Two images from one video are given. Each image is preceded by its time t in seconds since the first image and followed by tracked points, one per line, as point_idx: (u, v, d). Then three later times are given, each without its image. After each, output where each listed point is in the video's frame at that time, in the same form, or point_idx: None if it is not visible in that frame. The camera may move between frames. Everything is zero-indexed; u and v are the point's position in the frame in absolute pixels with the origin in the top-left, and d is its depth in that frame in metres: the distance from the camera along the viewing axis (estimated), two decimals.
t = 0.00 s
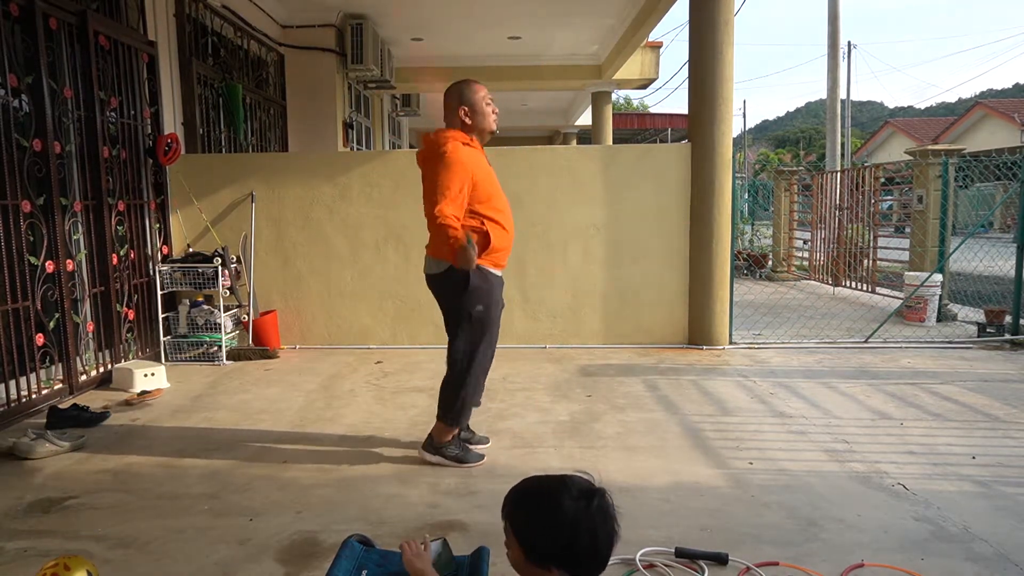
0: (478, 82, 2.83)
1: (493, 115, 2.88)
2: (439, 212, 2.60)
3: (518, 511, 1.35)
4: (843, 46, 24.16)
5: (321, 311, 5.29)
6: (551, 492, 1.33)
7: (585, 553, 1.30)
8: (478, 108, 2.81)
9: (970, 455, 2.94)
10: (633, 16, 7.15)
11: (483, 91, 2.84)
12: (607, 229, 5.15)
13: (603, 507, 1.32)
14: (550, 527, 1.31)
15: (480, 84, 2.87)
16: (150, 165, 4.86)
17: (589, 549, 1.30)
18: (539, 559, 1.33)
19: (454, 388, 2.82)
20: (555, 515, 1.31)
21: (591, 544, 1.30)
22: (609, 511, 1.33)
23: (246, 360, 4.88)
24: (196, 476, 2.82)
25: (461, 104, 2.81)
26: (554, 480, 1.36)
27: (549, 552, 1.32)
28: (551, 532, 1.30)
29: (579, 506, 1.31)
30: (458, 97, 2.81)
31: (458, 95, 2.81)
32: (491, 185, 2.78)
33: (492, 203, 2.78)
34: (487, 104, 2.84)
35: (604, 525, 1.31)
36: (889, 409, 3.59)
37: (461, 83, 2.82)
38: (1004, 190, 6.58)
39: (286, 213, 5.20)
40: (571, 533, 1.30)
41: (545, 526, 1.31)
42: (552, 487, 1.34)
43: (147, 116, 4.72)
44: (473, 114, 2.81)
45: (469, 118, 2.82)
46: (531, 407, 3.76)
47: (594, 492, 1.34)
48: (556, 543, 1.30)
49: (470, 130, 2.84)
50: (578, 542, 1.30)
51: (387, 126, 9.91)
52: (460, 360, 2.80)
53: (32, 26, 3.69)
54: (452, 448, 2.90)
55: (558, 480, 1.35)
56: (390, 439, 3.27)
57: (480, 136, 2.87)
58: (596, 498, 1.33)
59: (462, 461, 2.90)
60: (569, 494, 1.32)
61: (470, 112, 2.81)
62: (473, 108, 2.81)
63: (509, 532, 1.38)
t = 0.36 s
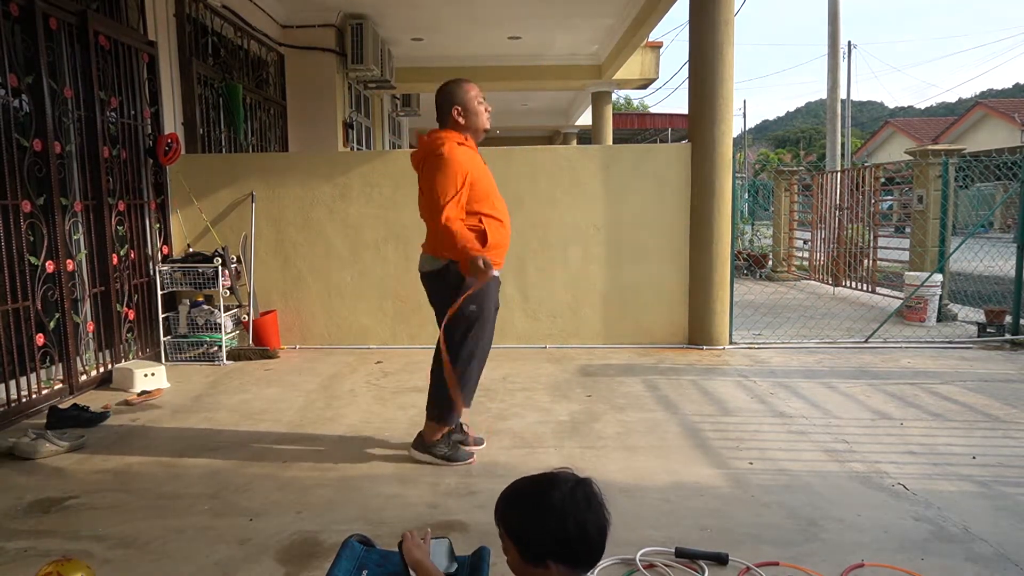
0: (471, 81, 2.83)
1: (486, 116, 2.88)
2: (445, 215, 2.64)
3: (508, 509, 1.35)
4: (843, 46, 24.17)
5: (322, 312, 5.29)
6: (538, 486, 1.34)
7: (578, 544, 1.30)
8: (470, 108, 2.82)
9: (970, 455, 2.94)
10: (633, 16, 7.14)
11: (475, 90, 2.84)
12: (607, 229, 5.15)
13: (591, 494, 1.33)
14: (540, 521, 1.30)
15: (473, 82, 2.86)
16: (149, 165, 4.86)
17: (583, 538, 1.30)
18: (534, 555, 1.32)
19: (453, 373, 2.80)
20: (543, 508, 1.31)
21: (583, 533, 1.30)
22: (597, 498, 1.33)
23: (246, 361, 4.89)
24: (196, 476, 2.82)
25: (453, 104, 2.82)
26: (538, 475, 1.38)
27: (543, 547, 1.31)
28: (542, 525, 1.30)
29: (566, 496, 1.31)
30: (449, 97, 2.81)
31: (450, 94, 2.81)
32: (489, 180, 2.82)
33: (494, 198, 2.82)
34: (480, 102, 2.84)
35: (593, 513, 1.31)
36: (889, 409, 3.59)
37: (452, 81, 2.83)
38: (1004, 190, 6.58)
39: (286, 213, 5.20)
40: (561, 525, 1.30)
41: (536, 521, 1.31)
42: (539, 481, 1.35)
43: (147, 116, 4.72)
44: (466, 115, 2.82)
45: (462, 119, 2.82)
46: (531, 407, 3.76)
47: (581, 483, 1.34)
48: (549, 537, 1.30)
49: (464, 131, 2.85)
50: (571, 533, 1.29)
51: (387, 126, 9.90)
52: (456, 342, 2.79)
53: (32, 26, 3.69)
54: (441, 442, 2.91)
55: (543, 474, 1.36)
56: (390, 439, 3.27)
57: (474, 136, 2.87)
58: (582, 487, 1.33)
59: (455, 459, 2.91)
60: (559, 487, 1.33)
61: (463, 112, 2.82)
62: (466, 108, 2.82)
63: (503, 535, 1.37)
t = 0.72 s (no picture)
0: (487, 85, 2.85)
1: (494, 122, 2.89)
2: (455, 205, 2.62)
3: (511, 510, 1.36)
4: (843, 45, 24.19)
5: (322, 312, 5.29)
6: (538, 488, 1.34)
7: (584, 544, 1.29)
8: (479, 111, 2.83)
9: (970, 455, 2.94)
10: (633, 16, 7.14)
11: (487, 95, 2.84)
12: (608, 229, 5.15)
13: (592, 495, 1.33)
14: (544, 522, 1.30)
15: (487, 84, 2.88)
16: (149, 165, 4.86)
17: (586, 538, 1.29)
18: (538, 556, 1.32)
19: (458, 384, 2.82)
20: (544, 510, 1.31)
21: (587, 534, 1.29)
22: (599, 498, 1.33)
23: (246, 361, 4.89)
24: (196, 476, 2.82)
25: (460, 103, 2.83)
26: (540, 477, 1.38)
27: (546, 549, 1.31)
28: (543, 527, 1.30)
29: (567, 496, 1.31)
30: (460, 95, 2.82)
31: (460, 93, 2.82)
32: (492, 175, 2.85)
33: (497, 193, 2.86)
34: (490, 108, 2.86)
35: (595, 511, 1.31)
36: (889, 409, 3.58)
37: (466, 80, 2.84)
38: (1004, 190, 6.58)
39: (286, 213, 5.20)
40: (565, 525, 1.29)
41: (538, 522, 1.31)
42: (538, 482, 1.36)
43: (147, 116, 4.72)
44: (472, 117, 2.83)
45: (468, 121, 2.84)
46: (531, 407, 3.76)
47: (582, 484, 1.35)
48: (552, 537, 1.30)
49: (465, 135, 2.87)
50: (574, 534, 1.29)
51: (387, 126, 9.90)
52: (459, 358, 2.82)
53: (32, 26, 3.69)
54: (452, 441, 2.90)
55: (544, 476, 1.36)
56: (390, 439, 3.27)
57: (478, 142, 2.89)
58: (584, 487, 1.34)
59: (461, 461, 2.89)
60: (561, 487, 1.33)
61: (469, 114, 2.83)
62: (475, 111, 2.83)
63: (507, 536, 1.38)
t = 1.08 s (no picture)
0: (489, 88, 2.77)
1: (489, 129, 2.80)
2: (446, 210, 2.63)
3: (516, 506, 1.36)
4: (844, 46, 24.21)
5: (321, 312, 5.29)
6: (544, 489, 1.34)
7: (583, 554, 1.29)
8: (472, 114, 2.76)
9: (970, 455, 2.94)
10: (633, 16, 7.14)
11: (484, 100, 2.75)
12: (608, 229, 5.15)
13: (597, 503, 1.32)
14: (545, 524, 1.30)
15: (491, 88, 2.79)
16: (149, 165, 4.85)
17: (587, 546, 1.29)
18: (536, 557, 1.32)
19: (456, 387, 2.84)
20: (547, 512, 1.30)
21: (586, 540, 1.29)
22: (604, 507, 1.32)
23: (246, 361, 4.89)
24: (196, 476, 2.82)
25: (457, 104, 2.79)
26: (549, 477, 1.37)
27: (544, 551, 1.31)
28: (544, 529, 1.30)
29: (572, 502, 1.31)
30: (457, 95, 2.77)
31: (460, 93, 2.78)
32: (487, 172, 2.84)
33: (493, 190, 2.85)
34: (486, 114, 2.77)
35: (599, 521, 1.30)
36: (889, 409, 3.58)
37: (468, 81, 2.78)
38: (1004, 190, 6.58)
39: (286, 213, 5.20)
40: (566, 530, 1.29)
41: (539, 523, 1.31)
42: (545, 482, 1.35)
43: (147, 116, 4.72)
44: (463, 121, 2.78)
45: (461, 124, 2.80)
46: (531, 407, 3.76)
47: (590, 491, 1.34)
48: (552, 539, 1.30)
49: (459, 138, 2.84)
50: (574, 540, 1.29)
51: (387, 126, 9.90)
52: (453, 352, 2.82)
53: (32, 26, 3.69)
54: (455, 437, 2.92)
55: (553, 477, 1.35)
56: (390, 439, 3.27)
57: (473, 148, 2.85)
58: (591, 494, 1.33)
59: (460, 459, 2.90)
60: (564, 493, 1.32)
61: (463, 117, 2.78)
62: (470, 114, 2.77)
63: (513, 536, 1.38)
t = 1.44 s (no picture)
0: (469, 84, 2.76)
1: (473, 125, 2.78)
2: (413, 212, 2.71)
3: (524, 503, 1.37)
4: (844, 46, 24.21)
5: (321, 312, 5.29)
6: (554, 493, 1.33)
7: (582, 562, 1.29)
8: (454, 112, 2.77)
9: (970, 455, 2.94)
10: (633, 16, 7.13)
11: (466, 97, 2.76)
12: (607, 229, 5.15)
13: (598, 521, 1.30)
14: (541, 529, 1.30)
15: (473, 84, 2.79)
16: (150, 165, 4.85)
17: (575, 561, 1.28)
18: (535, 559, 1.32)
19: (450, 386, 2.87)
20: (547, 516, 1.30)
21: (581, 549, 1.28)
22: (605, 528, 1.31)
23: (246, 361, 4.89)
24: (196, 476, 2.82)
25: (441, 105, 2.82)
26: (563, 483, 1.37)
27: (536, 552, 1.31)
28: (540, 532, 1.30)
29: (574, 515, 1.30)
30: (440, 96, 2.80)
31: (442, 94, 2.81)
32: (476, 172, 2.82)
33: (482, 189, 2.83)
34: (468, 110, 2.76)
35: (593, 543, 1.29)
36: (889, 409, 3.58)
37: (451, 80, 2.80)
38: (1005, 191, 6.58)
39: (286, 213, 5.20)
40: (560, 540, 1.29)
41: (539, 525, 1.31)
42: (556, 487, 1.35)
43: (147, 117, 4.72)
44: (448, 120, 2.79)
45: (447, 124, 2.82)
46: (531, 407, 3.76)
47: (595, 507, 1.32)
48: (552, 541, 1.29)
49: (450, 139, 2.85)
50: (566, 552, 1.28)
51: (387, 126, 9.90)
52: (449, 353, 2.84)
53: (32, 26, 3.69)
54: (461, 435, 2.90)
55: (563, 484, 1.35)
56: (390, 439, 3.27)
57: (463, 149, 2.84)
58: (595, 512, 1.31)
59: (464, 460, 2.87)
60: (564, 500, 1.32)
61: (447, 117, 2.80)
62: (452, 112, 2.78)
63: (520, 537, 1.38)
